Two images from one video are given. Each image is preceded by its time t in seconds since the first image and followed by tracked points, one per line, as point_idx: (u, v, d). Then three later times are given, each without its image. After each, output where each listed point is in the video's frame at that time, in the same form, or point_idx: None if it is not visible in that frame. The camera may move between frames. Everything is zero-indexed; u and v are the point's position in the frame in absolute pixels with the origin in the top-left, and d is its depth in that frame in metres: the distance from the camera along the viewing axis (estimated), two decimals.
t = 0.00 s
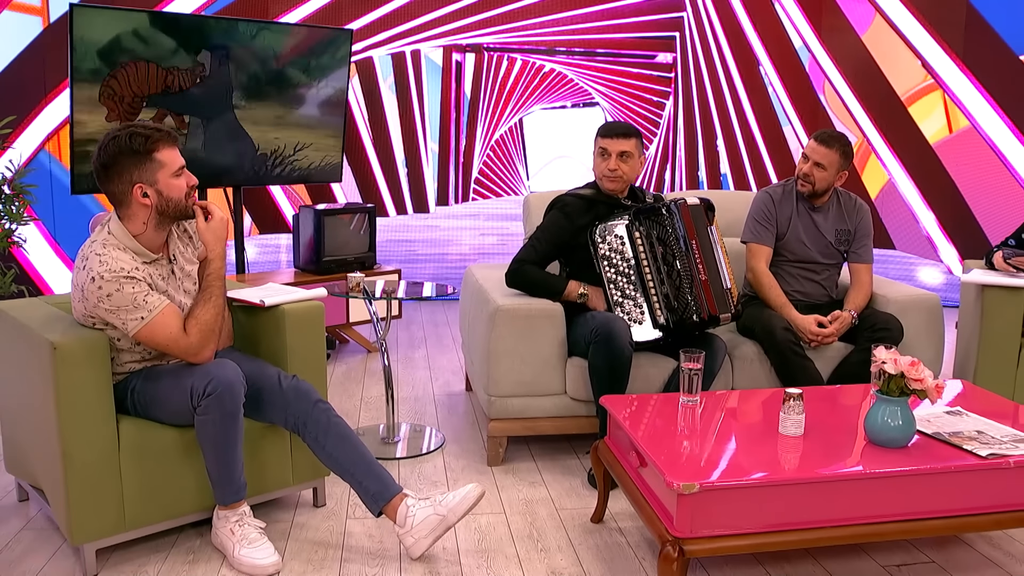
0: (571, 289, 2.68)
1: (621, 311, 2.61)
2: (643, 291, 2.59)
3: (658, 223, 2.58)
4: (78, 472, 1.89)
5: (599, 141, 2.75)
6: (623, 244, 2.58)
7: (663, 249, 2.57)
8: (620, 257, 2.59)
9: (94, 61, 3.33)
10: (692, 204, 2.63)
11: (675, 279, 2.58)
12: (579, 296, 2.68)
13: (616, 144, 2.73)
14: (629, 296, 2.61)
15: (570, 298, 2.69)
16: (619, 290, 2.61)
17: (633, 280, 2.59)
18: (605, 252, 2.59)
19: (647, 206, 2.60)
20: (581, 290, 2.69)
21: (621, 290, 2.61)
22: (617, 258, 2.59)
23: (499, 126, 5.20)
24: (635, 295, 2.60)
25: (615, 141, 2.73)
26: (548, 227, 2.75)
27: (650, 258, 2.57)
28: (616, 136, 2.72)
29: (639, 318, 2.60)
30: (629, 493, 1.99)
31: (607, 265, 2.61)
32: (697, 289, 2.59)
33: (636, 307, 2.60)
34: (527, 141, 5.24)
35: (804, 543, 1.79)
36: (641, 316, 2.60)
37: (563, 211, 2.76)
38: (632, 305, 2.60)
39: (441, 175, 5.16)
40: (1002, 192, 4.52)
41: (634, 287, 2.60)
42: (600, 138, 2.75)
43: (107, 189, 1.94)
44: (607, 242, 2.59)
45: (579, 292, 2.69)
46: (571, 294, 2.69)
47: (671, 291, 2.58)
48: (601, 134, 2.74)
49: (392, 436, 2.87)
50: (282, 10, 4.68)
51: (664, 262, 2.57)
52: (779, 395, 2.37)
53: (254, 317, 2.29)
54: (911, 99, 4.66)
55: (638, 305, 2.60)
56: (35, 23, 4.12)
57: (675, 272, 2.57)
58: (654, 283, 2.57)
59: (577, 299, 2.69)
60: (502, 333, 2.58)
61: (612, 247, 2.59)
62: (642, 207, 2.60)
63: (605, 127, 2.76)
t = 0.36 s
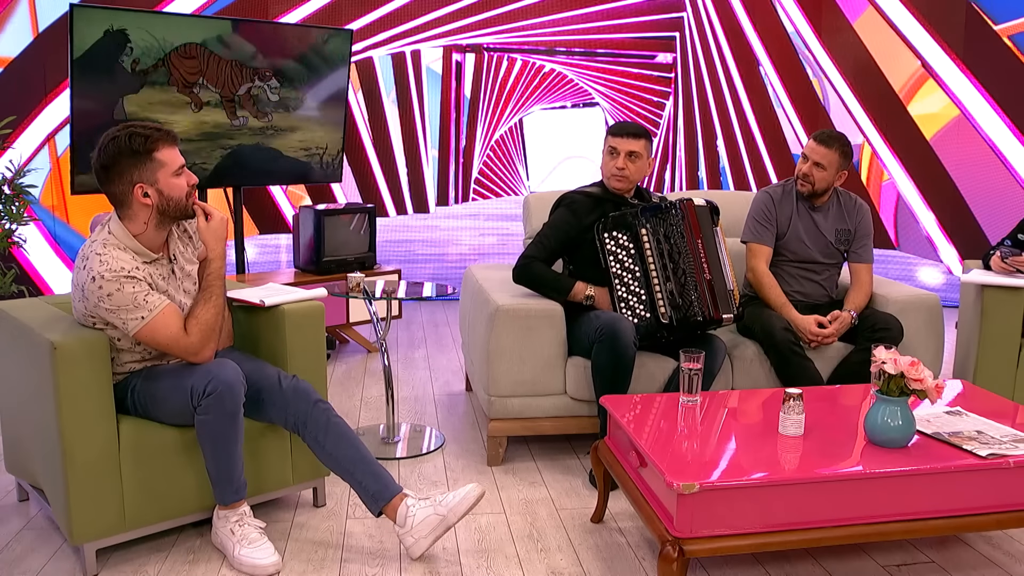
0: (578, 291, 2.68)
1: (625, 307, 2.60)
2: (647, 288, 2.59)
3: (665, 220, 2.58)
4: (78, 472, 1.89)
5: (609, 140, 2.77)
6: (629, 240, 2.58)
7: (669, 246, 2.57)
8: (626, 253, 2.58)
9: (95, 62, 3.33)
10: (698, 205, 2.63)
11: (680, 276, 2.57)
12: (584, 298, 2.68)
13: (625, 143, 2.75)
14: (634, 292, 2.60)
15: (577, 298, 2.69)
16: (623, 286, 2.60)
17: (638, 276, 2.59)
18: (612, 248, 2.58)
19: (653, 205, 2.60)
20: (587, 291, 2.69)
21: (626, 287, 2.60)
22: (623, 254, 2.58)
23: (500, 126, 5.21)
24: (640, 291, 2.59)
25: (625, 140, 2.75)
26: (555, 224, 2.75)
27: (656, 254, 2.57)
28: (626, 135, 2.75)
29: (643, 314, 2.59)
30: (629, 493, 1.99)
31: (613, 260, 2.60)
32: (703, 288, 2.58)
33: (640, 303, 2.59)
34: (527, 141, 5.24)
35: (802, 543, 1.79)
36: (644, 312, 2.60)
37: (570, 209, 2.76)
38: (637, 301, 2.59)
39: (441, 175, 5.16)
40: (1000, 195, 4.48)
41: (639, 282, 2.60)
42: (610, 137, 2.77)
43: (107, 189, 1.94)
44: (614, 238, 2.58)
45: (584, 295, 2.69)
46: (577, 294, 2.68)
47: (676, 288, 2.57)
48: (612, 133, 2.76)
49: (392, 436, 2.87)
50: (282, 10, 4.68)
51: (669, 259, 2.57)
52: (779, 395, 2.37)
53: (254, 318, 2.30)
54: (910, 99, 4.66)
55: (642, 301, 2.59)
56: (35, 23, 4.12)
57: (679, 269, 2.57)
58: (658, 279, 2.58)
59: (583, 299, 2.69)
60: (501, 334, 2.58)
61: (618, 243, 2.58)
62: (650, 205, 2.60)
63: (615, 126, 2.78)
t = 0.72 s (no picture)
0: (584, 298, 2.68)
1: (624, 307, 2.61)
2: (647, 288, 2.60)
3: (664, 220, 2.58)
4: (78, 472, 1.89)
5: (608, 139, 2.78)
6: (628, 240, 2.59)
7: (668, 246, 2.57)
8: (625, 253, 2.60)
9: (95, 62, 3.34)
10: (698, 205, 2.63)
11: (679, 277, 2.57)
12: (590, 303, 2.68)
13: (625, 143, 2.75)
14: (633, 293, 2.61)
15: (586, 305, 2.69)
16: (622, 286, 2.61)
17: (637, 276, 2.61)
18: (611, 249, 2.60)
19: (653, 205, 2.59)
20: (593, 296, 2.69)
21: (626, 288, 2.61)
22: (621, 254, 2.60)
23: (500, 126, 5.20)
24: (639, 292, 2.61)
25: (625, 140, 2.75)
26: (556, 224, 2.76)
27: (654, 254, 2.58)
28: (625, 135, 2.75)
29: (642, 315, 2.60)
30: (629, 493, 2.00)
31: (612, 261, 2.61)
32: (702, 288, 2.57)
33: (639, 304, 2.60)
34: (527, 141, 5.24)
35: (802, 543, 1.79)
36: (643, 313, 2.61)
37: (570, 209, 2.77)
38: (635, 301, 2.61)
39: (441, 175, 5.17)
40: (1001, 194, 4.48)
41: (638, 283, 2.61)
42: (609, 137, 2.78)
43: (107, 189, 1.94)
44: (612, 238, 2.59)
45: (592, 300, 2.69)
46: (584, 300, 2.69)
47: (675, 289, 2.57)
48: (612, 132, 2.77)
49: (392, 436, 2.87)
50: (282, 10, 4.68)
51: (668, 259, 2.57)
52: (779, 395, 2.37)
53: (254, 318, 2.30)
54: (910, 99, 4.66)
55: (641, 302, 2.60)
56: (35, 23, 4.13)
57: (678, 269, 2.57)
58: (657, 280, 2.58)
59: (590, 304, 2.69)
60: (501, 333, 2.58)
61: (617, 244, 2.59)
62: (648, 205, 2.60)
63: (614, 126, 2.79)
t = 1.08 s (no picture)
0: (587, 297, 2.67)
1: (625, 308, 2.61)
2: (647, 289, 2.59)
3: (664, 221, 2.58)
4: (78, 472, 1.89)
5: (608, 140, 2.79)
6: (628, 241, 2.59)
7: (668, 246, 2.57)
8: (625, 253, 2.59)
9: (95, 62, 3.34)
10: (698, 205, 2.63)
11: (679, 277, 2.57)
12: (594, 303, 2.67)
13: (624, 143, 2.76)
14: (633, 293, 2.60)
15: (589, 305, 2.68)
16: (622, 286, 2.61)
17: (637, 276, 2.60)
18: (611, 249, 2.60)
19: (653, 205, 2.59)
20: (597, 296, 2.68)
21: (626, 288, 2.60)
22: (622, 255, 2.60)
23: (500, 126, 5.20)
24: (639, 292, 2.60)
25: (624, 140, 2.76)
26: (557, 225, 2.76)
27: (654, 254, 2.58)
28: (624, 135, 2.76)
29: (642, 315, 2.60)
30: (629, 494, 1.99)
31: (612, 261, 2.61)
32: (703, 288, 2.57)
33: (639, 304, 2.60)
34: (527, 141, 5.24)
35: (802, 543, 1.79)
36: (643, 313, 2.60)
37: (571, 209, 2.77)
38: (636, 301, 2.60)
39: (441, 175, 5.17)
40: (1000, 195, 4.48)
41: (638, 283, 2.60)
42: (609, 137, 2.78)
43: (107, 190, 1.94)
44: (613, 239, 2.59)
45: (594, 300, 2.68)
46: (587, 300, 2.67)
47: (675, 289, 2.57)
48: (612, 133, 2.77)
49: (392, 436, 2.87)
50: (282, 10, 4.68)
51: (668, 259, 2.57)
52: (779, 395, 2.37)
53: (254, 318, 2.30)
54: (909, 100, 4.66)
55: (641, 302, 2.60)
56: (35, 23, 4.13)
57: (678, 269, 2.57)
58: (658, 280, 2.58)
59: (593, 305, 2.68)
60: (501, 334, 2.58)
61: (618, 244, 2.59)
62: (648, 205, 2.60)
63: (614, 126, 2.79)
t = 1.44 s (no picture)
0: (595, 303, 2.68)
1: (624, 309, 2.59)
2: (646, 289, 2.58)
3: (663, 221, 2.58)
4: (78, 473, 1.89)
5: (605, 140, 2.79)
6: (627, 241, 2.58)
7: (667, 247, 2.57)
8: (624, 254, 2.58)
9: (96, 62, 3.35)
10: (696, 205, 2.64)
11: (678, 277, 2.57)
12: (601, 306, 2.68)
13: (622, 143, 2.76)
14: (632, 294, 2.59)
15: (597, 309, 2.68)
16: (621, 287, 2.59)
17: (636, 277, 2.59)
18: (610, 249, 2.58)
19: (651, 205, 2.59)
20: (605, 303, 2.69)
21: (626, 289, 2.59)
22: (620, 255, 2.58)
23: (500, 126, 5.20)
24: (638, 293, 2.59)
25: (622, 140, 2.76)
26: (558, 225, 2.75)
27: (654, 255, 2.57)
28: (622, 135, 2.75)
29: (642, 316, 2.59)
30: (629, 494, 2.00)
31: (611, 262, 2.59)
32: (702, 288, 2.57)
33: (639, 305, 2.59)
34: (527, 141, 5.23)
35: (801, 543, 1.79)
36: (643, 314, 2.59)
37: (574, 207, 2.76)
38: (635, 302, 2.59)
39: (441, 175, 5.17)
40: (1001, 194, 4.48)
41: (637, 283, 2.59)
42: (607, 137, 2.79)
43: (108, 191, 1.94)
44: (612, 239, 2.58)
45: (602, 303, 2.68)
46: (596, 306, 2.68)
47: (675, 289, 2.57)
48: (610, 133, 2.78)
49: (392, 436, 2.87)
50: (282, 10, 4.68)
51: (667, 259, 2.57)
52: (778, 395, 2.37)
53: (254, 318, 2.30)
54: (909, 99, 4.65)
55: (640, 302, 2.59)
56: (36, 23, 4.13)
57: (677, 269, 2.57)
58: (657, 280, 2.57)
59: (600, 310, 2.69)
60: (502, 334, 2.58)
61: (616, 244, 2.58)
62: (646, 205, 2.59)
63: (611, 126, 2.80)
